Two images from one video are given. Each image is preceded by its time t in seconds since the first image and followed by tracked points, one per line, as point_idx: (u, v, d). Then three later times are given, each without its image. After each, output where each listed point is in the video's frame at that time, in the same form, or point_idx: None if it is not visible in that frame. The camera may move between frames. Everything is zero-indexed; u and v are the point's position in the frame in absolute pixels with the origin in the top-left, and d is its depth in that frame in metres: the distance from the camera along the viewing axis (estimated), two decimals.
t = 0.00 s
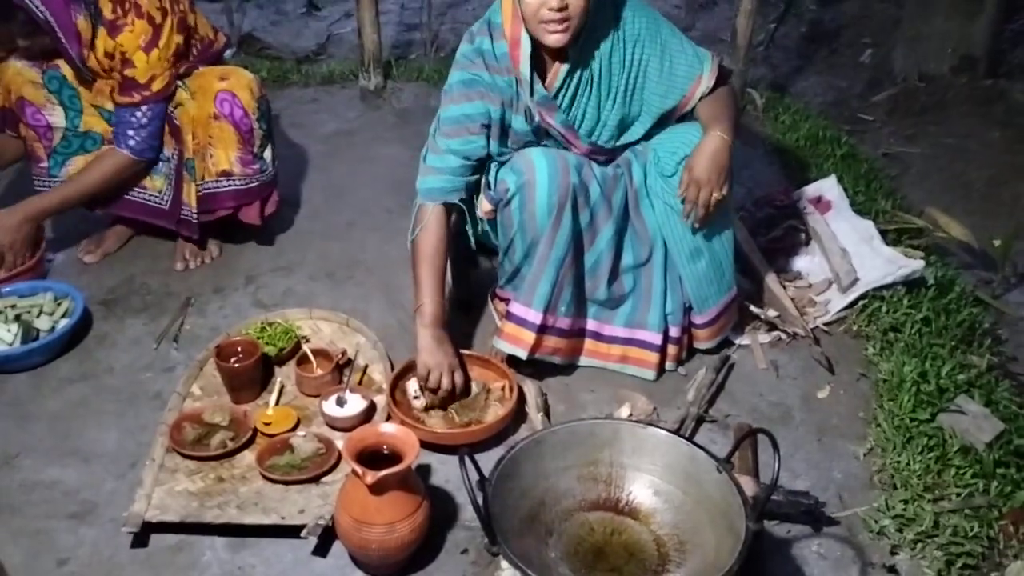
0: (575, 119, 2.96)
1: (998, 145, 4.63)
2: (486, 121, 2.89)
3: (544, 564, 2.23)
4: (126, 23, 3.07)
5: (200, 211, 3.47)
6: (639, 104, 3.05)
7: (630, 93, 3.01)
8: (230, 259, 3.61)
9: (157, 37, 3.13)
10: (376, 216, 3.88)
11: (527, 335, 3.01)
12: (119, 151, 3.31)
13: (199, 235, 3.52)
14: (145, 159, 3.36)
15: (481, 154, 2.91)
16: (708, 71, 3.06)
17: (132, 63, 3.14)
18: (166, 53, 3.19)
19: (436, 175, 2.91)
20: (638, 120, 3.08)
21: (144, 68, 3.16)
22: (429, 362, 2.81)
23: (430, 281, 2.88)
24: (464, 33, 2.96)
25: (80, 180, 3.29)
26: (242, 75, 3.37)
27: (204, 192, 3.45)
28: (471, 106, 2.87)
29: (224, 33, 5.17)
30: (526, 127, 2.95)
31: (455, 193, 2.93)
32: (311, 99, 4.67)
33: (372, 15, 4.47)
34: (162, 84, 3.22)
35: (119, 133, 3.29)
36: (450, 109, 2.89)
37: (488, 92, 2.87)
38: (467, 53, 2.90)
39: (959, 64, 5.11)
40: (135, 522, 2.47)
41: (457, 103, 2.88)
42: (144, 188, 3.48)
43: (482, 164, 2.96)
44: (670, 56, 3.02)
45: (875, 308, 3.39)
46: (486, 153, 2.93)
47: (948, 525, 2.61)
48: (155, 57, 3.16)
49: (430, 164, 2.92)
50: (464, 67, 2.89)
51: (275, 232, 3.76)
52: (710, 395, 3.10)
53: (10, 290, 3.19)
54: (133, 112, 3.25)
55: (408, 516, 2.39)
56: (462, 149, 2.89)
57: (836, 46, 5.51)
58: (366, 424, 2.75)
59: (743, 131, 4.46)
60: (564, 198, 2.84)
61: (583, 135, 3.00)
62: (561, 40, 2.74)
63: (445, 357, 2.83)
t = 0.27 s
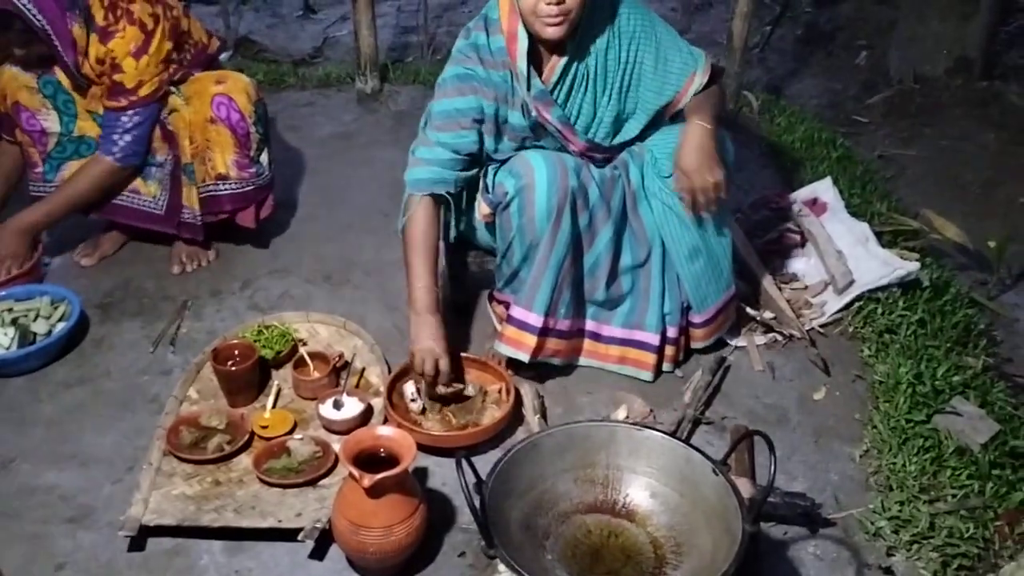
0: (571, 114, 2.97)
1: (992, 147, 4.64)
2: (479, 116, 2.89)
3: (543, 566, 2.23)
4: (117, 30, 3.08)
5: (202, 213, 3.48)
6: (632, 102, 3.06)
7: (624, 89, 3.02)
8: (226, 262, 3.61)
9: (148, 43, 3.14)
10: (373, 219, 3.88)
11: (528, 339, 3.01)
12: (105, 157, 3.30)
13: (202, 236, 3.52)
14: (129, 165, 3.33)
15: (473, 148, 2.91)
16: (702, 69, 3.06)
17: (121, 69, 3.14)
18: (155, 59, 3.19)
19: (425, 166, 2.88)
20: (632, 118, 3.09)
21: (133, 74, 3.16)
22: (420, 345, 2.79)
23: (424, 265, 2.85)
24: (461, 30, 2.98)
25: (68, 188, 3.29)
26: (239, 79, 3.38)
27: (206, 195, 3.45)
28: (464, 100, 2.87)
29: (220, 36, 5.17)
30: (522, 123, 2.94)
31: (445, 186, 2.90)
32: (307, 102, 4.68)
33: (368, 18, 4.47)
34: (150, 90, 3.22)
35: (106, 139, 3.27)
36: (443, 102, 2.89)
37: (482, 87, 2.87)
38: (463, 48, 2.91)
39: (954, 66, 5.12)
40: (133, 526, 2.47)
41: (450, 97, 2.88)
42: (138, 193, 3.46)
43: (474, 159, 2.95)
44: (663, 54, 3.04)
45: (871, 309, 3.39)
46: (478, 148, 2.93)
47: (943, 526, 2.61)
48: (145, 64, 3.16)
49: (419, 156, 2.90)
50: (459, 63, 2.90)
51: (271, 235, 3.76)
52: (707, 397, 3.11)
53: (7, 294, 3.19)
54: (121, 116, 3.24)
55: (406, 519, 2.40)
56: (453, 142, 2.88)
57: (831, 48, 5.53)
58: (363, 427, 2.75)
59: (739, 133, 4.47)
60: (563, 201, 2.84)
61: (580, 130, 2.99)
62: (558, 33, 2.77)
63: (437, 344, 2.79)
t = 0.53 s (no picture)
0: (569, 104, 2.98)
1: (990, 139, 4.63)
2: (468, 97, 2.88)
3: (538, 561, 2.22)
4: (117, 19, 3.06)
5: (185, 210, 3.44)
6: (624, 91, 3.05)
7: (618, 79, 3.01)
8: (220, 256, 3.59)
9: (147, 34, 3.12)
10: (368, 212, 3.86)
11: (522, 337, 3.01)
12: (96, 150, 3.28)
13: (184, 235, 3.49)
14: (121, 156, 3.31)
15: (457, 128, 2.90)
16: (693, 54, 3.06)
17: (120, 59, 3.12)
18: (154, 50, 3.17)
19: (406, 137, 2.86)
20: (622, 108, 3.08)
21: (132, 64, 3.14)
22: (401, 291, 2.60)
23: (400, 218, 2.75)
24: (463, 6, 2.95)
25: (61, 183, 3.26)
26: (232, 71, 3.35)
27: (190, 190, 3.42)
28: (456, 79, 2.86)
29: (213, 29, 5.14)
30: (518, 108, 2.93)
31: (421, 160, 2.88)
32: (301, 95, 4.65)
33: (363, 10, 4.45)
34: (148, 81, 3.20)
35: (97, 130, 3.25)
36: (434, 77, 2.88)
37: (476, 69, 2.86)
38: (462, 26, 2.89)
39: (951, 59, 5.10)
40: (126, 521, 2.46)
41: (442, 74, 2.86)
42: (126, 187, 3.43)
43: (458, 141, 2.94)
44: (659, 42, 3.03)
45: (868, 302, 3.38)
46: (463, 129, 2.93)
47: (941, 520, 2.60)
48: (143, 54, 3.14)
49: (402, 127, 2.88)
50: (457, 41, 2.88)
51: (265, 229, 3.74)
52: (703, 391, 3.11)
53: None
54: (115, 107, 3.21)
55: (401, 514, 2.39)
56: (437, 120, 2.88)
57: (828, 40, 5.51)
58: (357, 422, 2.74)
59: (735, 126, 4.45)
60: (556, 201, 2.83)
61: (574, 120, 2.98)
62: (565, 27, 2.75)
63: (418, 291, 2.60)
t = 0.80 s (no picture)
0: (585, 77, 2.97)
1: (987, 118, 4.62)
2: (468, 57, 2.86)
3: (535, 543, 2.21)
4: (109, 3, 3.00)
5: (190, 188, 3.44)
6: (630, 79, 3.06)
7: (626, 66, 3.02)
8: (215, 240, 3.57)
9: (142, 18, 3.08)
10: (363, 195, 3.85)
11: (512, 329, 3.03)
12: (102, 131, 3.25)
13: (192, 213, 3.50)
14: (129, 139, 3.30)
15: (447, 87, 2.89)
16: (702, 53, 3.10)
17: (118, 45, 3.08)
18: (151, 34, 3.12)
19: (393, 81, 2.85)
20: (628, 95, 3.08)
21: (131, 49, 3.10)
22: (404, 206, 2.60)
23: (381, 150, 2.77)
24: None
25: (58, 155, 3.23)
26: (225, 53, 3.33)
27: (196, 170, 3.42)
28: (456, 37, 2.84)
29: (206, 11, 5.10)
30: (523, 79, 2.89)
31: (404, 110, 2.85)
32: (296, 77, 4.63)
33: None
34: (148, 66, 3.17)
35: (104, 115, 3.23)
36: (436, 31, 2.85)
37: (479, 30, 2.83)
38: None
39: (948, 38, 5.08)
40: (123, 505, 2.46)
41: (444, 30, 2.84)
42: (130, 168, 3.42)
43: (449, 102, 2.91)
44: (669, 34, 3.06)
45: (864, 283, 3.38)
46: (456, 90, 2.90)
47: (937, 499, 2.60)
48: (141, 38, 3.09)
49: (393, 73, 2.86)
50: None
51: (260, 212, 3.73)
52: (700, 372, 3.12)
53: None
54: (118, 93, 3.19)
55: (398, 496, 2.39)
56: (433, 73, 2.86)
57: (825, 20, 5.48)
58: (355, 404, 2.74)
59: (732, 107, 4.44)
60: (544, 194, 2.83)
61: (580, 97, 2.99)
62: None
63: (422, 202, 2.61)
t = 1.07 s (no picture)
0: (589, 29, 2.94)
1: (983, 73, 4.56)
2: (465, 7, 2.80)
3: (530, 505, 2.18)
4: None
5: (167, 155, 3.36)
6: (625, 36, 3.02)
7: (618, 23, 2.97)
8: (202, 204, 3.52)
9: None
10: (352, 157, 3.79)
11: (505, 296, 3.01)
12: (68, 96, 3.21)
13: (169, 180, 3.43)
14: (93, 104, 3.24)
15: (444, 38, 2.82)
16: (701, 14, 2.99)
17: (85, 4, 3.02)
18: None
19: (387, 32, 2.79)
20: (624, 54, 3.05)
21: (98, 8, 3.04)
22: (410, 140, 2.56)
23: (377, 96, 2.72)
24: None
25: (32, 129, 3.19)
26: (207, 13, 3.26)
27: (174, 137, 3.34)
28: None
29: None
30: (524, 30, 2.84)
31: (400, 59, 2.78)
32: (281, 38, 4.54)
33: None
34: (115, 26, 3.11)
35: (70, 77, 3.18)
36: None
37: None
38: None
39: None
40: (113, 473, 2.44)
41: None
42: (107, 132, 3.36)
43: (447, 56, 2.84)
44: None
45: (860, 240, 3.34)
46: (452, 42, 2.83)
47: (933, 456, 2.58)
48: None
49: (388, 23, 2.81)
50: None
51: (247, 176, 3.67)
52: (694, 333, 3.09)
53: None
54: (85, 53, 3.15)
55: (391, 460, 2.36)
56: (428, 22, 2.80)
57: None
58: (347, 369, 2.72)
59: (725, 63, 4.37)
60: (533, 166, 2.80)
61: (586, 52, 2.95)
62: None
63: (425, 137, 2.56)
